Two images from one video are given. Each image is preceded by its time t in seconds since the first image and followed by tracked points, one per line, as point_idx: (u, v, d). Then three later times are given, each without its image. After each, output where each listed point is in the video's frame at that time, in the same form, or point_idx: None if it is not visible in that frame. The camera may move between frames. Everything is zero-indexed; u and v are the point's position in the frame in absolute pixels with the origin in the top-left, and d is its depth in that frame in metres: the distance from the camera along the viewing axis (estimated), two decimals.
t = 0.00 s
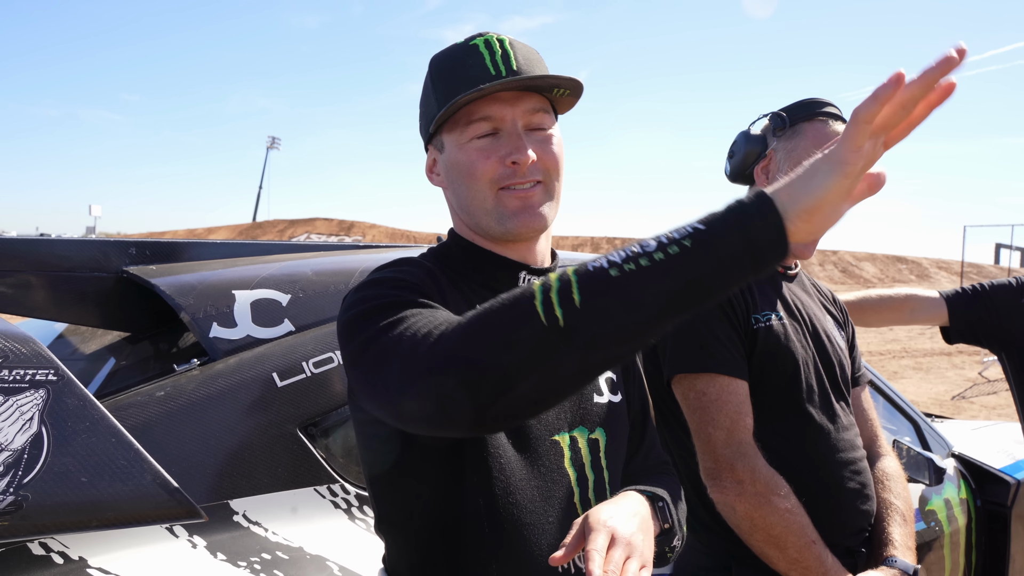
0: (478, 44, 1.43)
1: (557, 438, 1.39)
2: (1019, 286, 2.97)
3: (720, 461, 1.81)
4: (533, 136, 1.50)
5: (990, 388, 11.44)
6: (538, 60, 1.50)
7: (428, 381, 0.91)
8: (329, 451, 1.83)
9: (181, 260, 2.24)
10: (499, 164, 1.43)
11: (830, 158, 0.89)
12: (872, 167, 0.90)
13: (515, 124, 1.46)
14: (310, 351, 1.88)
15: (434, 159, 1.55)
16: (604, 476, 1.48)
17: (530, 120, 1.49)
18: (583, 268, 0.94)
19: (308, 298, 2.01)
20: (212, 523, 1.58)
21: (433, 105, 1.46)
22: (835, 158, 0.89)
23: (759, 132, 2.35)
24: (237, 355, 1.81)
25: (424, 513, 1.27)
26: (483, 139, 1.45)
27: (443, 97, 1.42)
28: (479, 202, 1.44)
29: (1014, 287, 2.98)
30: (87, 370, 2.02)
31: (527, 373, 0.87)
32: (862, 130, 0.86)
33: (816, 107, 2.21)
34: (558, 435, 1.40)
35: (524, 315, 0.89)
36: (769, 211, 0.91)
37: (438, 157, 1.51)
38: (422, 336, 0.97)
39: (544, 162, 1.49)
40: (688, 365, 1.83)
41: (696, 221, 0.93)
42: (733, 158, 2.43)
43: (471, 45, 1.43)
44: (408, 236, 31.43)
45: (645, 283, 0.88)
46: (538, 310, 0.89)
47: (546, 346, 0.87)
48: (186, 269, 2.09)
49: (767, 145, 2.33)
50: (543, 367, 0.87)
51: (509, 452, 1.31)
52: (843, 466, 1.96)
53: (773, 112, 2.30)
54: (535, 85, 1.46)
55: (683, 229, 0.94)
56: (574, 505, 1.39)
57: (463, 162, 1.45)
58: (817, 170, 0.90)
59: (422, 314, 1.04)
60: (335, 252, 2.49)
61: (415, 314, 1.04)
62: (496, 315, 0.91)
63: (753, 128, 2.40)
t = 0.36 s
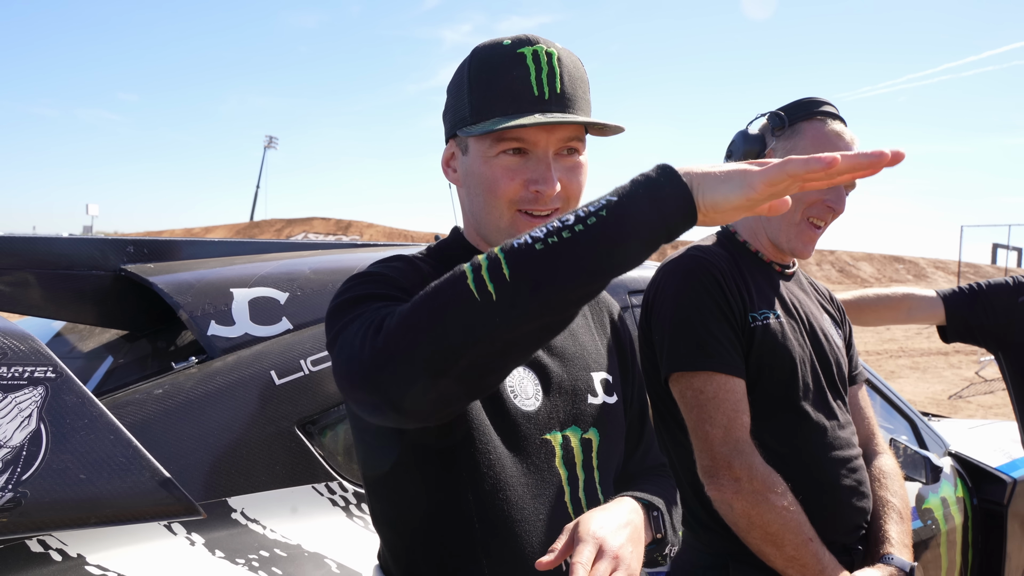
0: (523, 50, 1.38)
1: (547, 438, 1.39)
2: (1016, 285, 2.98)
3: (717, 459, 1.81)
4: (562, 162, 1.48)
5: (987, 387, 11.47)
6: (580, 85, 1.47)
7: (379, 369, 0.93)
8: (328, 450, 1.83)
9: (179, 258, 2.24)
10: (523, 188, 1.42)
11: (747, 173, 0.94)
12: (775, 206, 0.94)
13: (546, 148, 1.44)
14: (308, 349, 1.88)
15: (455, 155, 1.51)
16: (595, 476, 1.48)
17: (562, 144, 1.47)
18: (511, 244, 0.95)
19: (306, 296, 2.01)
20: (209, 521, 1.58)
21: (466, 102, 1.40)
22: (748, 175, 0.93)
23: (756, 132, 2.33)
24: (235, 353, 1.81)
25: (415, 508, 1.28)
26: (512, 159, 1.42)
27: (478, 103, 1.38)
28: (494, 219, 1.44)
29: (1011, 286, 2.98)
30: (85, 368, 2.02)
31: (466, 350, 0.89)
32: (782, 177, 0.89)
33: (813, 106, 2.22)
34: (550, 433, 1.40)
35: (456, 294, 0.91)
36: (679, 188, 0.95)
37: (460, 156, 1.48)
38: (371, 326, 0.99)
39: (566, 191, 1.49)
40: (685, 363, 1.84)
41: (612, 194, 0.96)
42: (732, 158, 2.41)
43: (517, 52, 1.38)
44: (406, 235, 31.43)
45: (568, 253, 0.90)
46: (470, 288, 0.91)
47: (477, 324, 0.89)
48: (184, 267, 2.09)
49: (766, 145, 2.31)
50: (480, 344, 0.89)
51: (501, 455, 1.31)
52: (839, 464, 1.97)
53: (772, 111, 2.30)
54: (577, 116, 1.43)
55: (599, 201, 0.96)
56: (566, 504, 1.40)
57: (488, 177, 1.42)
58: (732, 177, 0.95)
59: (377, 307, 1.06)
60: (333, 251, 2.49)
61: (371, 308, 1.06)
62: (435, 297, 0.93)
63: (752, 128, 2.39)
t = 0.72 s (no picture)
0: (478, 35, 1.44)
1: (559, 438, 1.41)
2: (1016, 283, 2.97)
3: (717, 458, 1.81)
4: (535, 130, 1.52)
5: (988, 386, 11.46)
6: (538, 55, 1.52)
7: (456, 413, 0.90)
8: (328, 448, 1.83)
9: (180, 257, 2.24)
10: (502, 158, 1.45)
11: (816, 150, 0.96)
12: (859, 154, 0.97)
13: (517, 119, 1.48)
14: (309, 348, 1.88)
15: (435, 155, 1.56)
16: (605, 476, 1.49)
17: (532, 112, 1.52)
18: (601, 289, 0.93)
19: (307, 295, 2.01)
20: (211, 519, 1.58)
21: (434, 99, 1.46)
22: (823, 149, 0.95)
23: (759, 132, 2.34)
24: (236, 351, 1.82)
25: (424, 510, 1.28)
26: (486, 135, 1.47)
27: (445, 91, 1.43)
28: (483, 195, 1.46)
29: (1011, 285, 2.97)
30: (86, 367, 2.03)
31: (556, 404, 0.87)
32: (839, 114, 0.95)
33: (815, 105, 2.23)
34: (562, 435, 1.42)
35: (548, 342, 0.89)
36: (774, 227, 0.92)
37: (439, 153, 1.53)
38: (439, 358, 0.95)
39: (547, 153, 1.51)
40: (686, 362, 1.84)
41: (706, 237, 0.94)
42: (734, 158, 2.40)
43: (471, 39, 1.44)
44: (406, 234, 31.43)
45: (662, 303, 0.88)
46: (562, 338, 0.88)
47: (571, 373, 0.87)
48: (185, 266, 2.09)
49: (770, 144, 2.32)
50: (568, 398, 0.87)
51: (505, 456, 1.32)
52: (840, 463, 1.97)
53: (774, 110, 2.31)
54: (539, 79, 1.48)
55: (692, 245, 0.95)
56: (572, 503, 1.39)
57: (467, 157, 1.46)
58: (806, 166, 0.96)
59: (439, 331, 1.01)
60: (334, 250, 2.49)
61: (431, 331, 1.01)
62: (520, 341, 0.90)
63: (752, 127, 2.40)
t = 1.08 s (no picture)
0: (471, 33, 1.46)
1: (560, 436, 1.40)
2: (1014, 283, 2.97)
3: (716, 458, 1.82)
4: (534, 122, 1.53)
5: (988, 387, 11.45)
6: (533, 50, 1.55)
7: (480, 413, 0.90)
8: (328, 448, 1.83)
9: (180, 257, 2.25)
10: (504, 148, 1.46)
11: (845, 134, 0.98)
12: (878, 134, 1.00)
13: (516, 112, 1.50)
14: (308, 347, 1.88)
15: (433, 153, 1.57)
16: (607, 475, 1.50)
17: (529, 105, 1.54)
18: (633, 289, 0.92)
19: (306, 294, 2.01)
20: (210, 519, 1.59)
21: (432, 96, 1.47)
22: (849, 135, 0.98)
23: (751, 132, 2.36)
24: (235, 351, 1.82)
25: (427, 510, 1.28)
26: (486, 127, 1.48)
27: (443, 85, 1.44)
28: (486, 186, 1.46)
29: (1010, 285, 2.97)
30: (86, 367, 2.03)
31: (583, 406, 0.87)
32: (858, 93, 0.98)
33: (801, 103, 2.22)
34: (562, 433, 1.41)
35: (576, 343, 0.88)
36: (813, 227, 0.91)
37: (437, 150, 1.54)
38: (461, 357, 0.94)
39: (545, 144, 1.53)
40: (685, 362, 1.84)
41: (742, 236, 0.92)
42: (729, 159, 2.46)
43: (465, 37, 1.46)
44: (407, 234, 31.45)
45: (696, 306, 0.87)
46: (592, 340, 0.88)
47: (600, 376, 0.86)
48: (184, 266, 2.09)
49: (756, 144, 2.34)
50: (595, 400, 0.87)
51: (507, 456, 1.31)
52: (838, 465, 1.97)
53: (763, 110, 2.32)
54: (534, 69, 1.50)
55: (728, 243, 0.93)
56: (573, 503, 1.39)
57: (468, 149, 1.47)
58: (837, 153, 0.98)
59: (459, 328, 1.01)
60: (333, 250, 2.49)
61: (451, 327, 1.01)
62: (547, 341, 0.90)
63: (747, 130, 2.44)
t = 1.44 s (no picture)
0: (545, 30, 1.40)
1: (554, 428, 1.40)
2: (1012, 281, 2.97)
3: (714, 459, 1.82)
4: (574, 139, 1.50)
5: (985, 384, 11.48)
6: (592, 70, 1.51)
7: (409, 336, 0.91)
8: (325, 444, 1.83)
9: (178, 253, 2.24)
10: (543, 159, 1.42)
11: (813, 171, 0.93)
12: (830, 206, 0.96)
13: (563, 124, 1.45)
14: (306, 343, 1.88)
15: (463, 125, 1.47)
16: (602, 469, 1.47)
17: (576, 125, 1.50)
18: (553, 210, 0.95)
19: (303, 290, 2.01)
20: (207, 514, 1.58)
21: (486, 73, 1.39)
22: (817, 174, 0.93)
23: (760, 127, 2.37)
24: (232, 347, 1.82)
25: (417, 506, 1.28)
26: (532, 131, 1.42)
27: (505, 75, 1.37)
28: (511, 189, 1.43)
29: (1007, 282, 2.98)
30: (83, 363, 2.03)
31: (504, 319, 0.88)
32: (849, 185, 0.90)
33: (812, 98, 2.21)
34: (557, 424, 1.40)
35: (495, 259, 0.91)
36: (734, 161, 0.96)
37: (471, 125, 1.44)
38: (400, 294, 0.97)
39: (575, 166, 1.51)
40: (685, 362, 1.84)
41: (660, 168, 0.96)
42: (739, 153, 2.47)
43: (538, 31, 1.40)
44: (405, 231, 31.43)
45: (613, 224, 0.91)
46: (510, 255, 0.90)
47: (519, 287, 0.88)
48: (182, 261, 2.09)
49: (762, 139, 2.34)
50: (515, 311, 0.89)
51: (499, 445, 1.31)
52: (836, 465, 1.98)
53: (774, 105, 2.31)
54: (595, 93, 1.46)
55: (651, 174, 0.97)
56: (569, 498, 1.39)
57: (508, 145, 1.41)
58: (794, 168, 0.95)
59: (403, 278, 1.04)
60: (330, 246, 2.49)
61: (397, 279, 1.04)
62: (471, 262, 0.92)
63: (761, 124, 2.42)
